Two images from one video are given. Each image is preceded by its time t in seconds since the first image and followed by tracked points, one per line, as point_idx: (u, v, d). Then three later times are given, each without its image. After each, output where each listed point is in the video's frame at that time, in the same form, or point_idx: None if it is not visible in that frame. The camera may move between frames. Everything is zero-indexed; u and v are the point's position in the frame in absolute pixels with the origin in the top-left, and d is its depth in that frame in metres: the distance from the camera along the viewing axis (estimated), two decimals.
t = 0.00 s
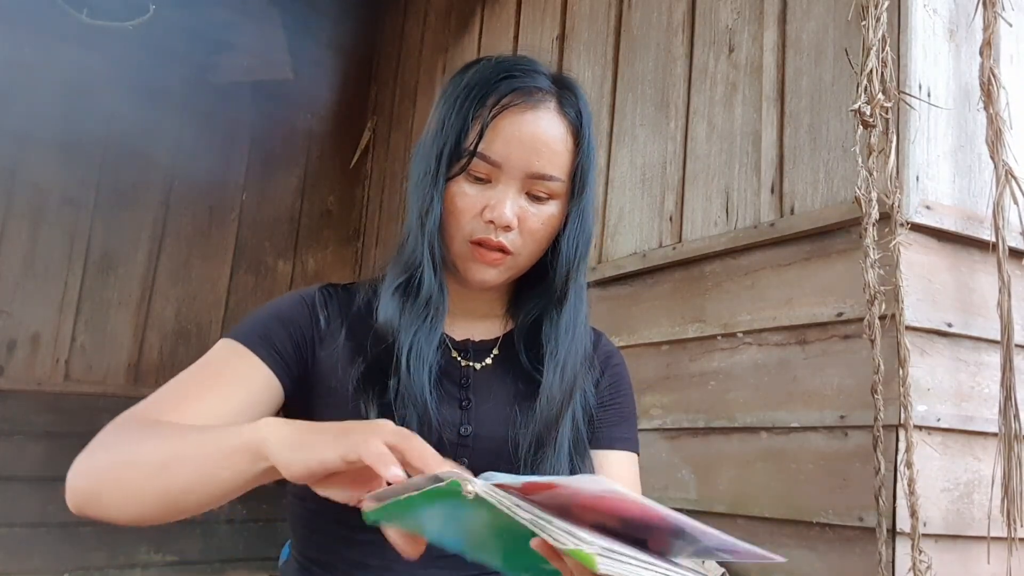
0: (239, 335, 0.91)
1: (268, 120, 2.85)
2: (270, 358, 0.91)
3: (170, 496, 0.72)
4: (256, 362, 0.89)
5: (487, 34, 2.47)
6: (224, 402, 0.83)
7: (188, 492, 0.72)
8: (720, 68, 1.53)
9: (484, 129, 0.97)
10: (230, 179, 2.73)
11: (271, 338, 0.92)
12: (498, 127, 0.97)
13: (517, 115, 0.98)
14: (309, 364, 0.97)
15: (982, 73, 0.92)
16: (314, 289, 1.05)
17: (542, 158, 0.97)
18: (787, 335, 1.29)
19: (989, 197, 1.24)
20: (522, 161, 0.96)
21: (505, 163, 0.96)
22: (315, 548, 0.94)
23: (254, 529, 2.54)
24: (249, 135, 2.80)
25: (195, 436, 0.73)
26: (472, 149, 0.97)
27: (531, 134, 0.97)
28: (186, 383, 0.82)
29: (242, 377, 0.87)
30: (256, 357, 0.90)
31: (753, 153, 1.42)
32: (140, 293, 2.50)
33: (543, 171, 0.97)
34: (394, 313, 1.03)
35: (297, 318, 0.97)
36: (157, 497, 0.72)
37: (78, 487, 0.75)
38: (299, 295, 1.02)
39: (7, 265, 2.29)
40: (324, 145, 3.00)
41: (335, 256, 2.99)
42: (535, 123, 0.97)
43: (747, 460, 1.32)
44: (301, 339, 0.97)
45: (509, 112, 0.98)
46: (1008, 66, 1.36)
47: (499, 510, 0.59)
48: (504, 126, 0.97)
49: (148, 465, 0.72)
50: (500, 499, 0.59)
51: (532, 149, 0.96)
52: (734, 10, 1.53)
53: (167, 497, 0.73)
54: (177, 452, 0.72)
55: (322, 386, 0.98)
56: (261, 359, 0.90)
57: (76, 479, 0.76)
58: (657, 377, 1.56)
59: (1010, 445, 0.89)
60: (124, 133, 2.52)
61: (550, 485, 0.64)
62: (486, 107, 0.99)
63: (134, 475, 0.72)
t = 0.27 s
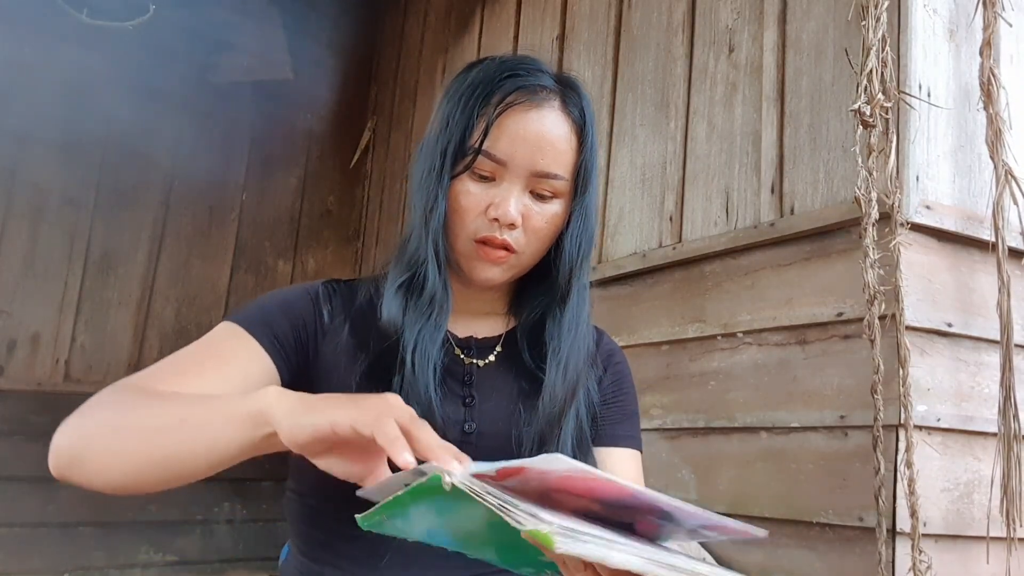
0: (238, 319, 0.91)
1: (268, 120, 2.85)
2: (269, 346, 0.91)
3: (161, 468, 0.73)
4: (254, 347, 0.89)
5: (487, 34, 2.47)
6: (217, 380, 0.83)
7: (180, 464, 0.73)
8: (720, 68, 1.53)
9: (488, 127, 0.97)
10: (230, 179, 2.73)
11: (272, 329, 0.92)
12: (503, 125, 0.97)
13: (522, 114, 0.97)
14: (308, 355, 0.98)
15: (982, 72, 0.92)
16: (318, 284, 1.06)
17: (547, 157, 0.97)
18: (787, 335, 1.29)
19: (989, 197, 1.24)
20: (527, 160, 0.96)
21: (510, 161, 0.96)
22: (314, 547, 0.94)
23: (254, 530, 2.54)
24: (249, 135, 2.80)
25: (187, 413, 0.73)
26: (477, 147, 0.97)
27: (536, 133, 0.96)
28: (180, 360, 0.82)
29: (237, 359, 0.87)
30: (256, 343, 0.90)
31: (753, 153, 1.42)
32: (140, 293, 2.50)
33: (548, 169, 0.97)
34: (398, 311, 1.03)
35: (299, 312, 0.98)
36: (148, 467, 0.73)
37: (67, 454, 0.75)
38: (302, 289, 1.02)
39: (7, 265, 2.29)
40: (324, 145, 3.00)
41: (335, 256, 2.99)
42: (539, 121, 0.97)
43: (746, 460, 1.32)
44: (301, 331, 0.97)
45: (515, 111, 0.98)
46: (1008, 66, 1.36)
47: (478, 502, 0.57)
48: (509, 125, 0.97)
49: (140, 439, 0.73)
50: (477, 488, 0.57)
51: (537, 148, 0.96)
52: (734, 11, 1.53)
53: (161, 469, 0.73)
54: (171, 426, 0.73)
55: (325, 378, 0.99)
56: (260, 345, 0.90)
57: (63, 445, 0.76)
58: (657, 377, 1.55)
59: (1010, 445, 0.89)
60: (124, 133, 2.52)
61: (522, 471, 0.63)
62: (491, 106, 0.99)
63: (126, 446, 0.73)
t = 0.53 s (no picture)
0: (240, 305, 0.91)
1: (268, 120, 2.85)
2: (268, 333, 0.91)
3: (145, 446, 0.71)
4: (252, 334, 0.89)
5: (487, 34, 2.47)
6: (212, 363, 0.82)
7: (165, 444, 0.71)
8: (720, 68, 1.53)
9: (490, 126, 0.97)
10: (230, 179, 2.73)
11: (274, 319, 0.93)
12: (505, 124, 0.97)
13: (524, 112, 0.98)
14: (309, 348, 0.98)
15: (982, 73, 0.92)
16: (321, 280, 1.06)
17: (549, 155, 0.97)
18: (787, 335, 1.29)
19: (989, 197, 1.24)
20: (529, 158, 0.96)
21: (512, 160, 0.95)
22: (315, 547, 0.94)
23: (254, 530, 2.54)
24: (249, 136, 2.80)
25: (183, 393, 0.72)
26: (479, 146, 0.97)
27: (539, 132, 0.96)
28: (179, 338, 0.82)
29: (231, 343, 0.86)
30: (254, 331, 0.90)
31: (753, 153, 1.42)
32: (140, 293, 2.50)
33: (550, 168, 0.97)
34: (399, 308, 1.03)
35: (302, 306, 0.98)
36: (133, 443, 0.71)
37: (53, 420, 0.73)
38: (305, 284, 1.02)
39: (6, 265, 2.29)
40: (324, 145, 3.00)
41: (335, 256, 2.99)
42: (541, 120, 0.97)
43: (747, 460, 1.32)
44: (302, 323, 0.97)
45: (517, 110, 0.98)
46: (1008, 65, 1.36)
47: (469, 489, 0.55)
48: (511, 123, 0.97)
49: (131, 410, 0.71)
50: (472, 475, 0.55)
51: (539, 146, 0.96)
52: (734, 11, 1.53)
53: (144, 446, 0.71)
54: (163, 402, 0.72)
55: (325, 372, 1.00)
56: (258, 333, 0.90)
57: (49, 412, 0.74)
58: (657, 377, 1.56)
59: (1010, 445, 0.89)
60: (124, 133, 2.52)
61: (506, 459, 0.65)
62: (493, 105, 0.99)
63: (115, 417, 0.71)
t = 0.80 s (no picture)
0: (240, 299, 0.92)
1: (268, 120, 2.85)
2: (267, 329, 0.91)
3: (139, 426, 0.71)
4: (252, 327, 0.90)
5: (487, 33, 2.47)
6: (210, 352, 0.82)
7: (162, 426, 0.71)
8: (720, 68, 1.53)
9: (489, 125, 0.97)
10: (230, 179, 2.73)
11: (273, 315, 0.93)
12: (504, 124, 0.97)
13: (523, 112, 0.97)
14: (308, 345, 0.98)
15: (982, 72, 0.92)
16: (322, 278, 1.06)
17: (548, 155, 0.96)
18: (787, 335, 1.29)
19: (989, 197, 1.24)
20: (528, 158, 0.96)
21: (511, 159, 0.95)
22: (314, 547, 0.94)
23: (254, 530, 2.54)
24: (250, 136, 2.80)
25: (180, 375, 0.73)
26: (478, 146, 0.97)
27: (538, 131, 0.96)
28: (180, 326, 0.82)
29: (233, 335, 0.86)
30: (254, 327, 0.90)
31: (753, 153, 1.42)
32: (140, 293, 2.50)
33: (549, 168, 0.97)
34: (399, 308, 1.03)
35: (302, 304, 0.98)
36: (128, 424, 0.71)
37: (46, 400, 0.73)
38: (306, 282, 1.02)
39: (6, 265, 2.29)
40: (324, 145, 3.00)
41: (335, 256, 2.99)
42: (541, 120, 0.97)
43: (747, 460, 1.32)
44: (302, 321, 0.97)
45: (516, 110, 0.98)
46: (1008, 65, 1.36)
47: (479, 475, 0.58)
48: (510, 123, 0.96)
49: (126, 390, 0.71)
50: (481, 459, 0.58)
51: (538, 146, 0.96)
52: (734, 11, 1.53)
53: (141, 426, 0.71)
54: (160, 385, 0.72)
55: (325, 370, 1.00)
56: (257, 328, 0.90)
57: (44, 391, 0.74)
58: (657, 377, 1.56)
59: (1010, 445, 0.89)
60: (124, 133, 2.52)
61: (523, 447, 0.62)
62: (492, 105, 0.99)
63: (110, 398, 0.71)
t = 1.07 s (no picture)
0: (241, 299, 0.92)
1: (269, 119, 2.85)
2: (268, 328, 0.91)
3: (148, 413, 0.71)
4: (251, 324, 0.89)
5: (487, 34, 2.47)
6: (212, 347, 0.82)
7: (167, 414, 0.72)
8: (720, 68, 1.53)
9: (485, 121, 0.97)
10: (230, 179, 2.73)
11: (273, 314, 0.93)
12: (500, 119, 0.96)
13: (519, 108, 0.97)
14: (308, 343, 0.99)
15: (982, 73, 0.92)
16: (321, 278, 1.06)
17: (545, 150, 0.96)
18: (787, 335, 1.29)
19: (989, 196, 1.24)
20: (525, 154, 0.95)
21: (508, 155, 0.95)
22: (314, 548, 0.93)
23: (254, 530, 2.54)
24: (250, 136, 2.80)
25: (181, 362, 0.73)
26: (475, 142, 0.96)
27: (534, 126, 0.96)
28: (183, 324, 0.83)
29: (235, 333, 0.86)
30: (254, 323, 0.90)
31: (753, 153, 1.42)
32: (140, 293, 2.50)
33: (546, 163, 0.96)
34: (397, 307, 1.03)
35: (301, 303, 0.98)
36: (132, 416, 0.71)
37: (45, 401, 0.73)
38: (305, 282, 1.02)
39: (7, 265, 2.29)
40: (324, 145, 3.00)
41: (335, 256, 2.99)
42: (537, 115, 0.97)
43: (746, 460, 1.32)
44: (301, 319, 0.98)
45: (512, 105, 0.97)
46: (1008, 65, 1.36)
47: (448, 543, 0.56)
48: (506, 119, 0.96)
49: (127, 382, 0.71)
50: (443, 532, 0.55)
51: (535, 141, 0.95)
52: (734, 11, 1.53)
53: (145, 417, 0.72)
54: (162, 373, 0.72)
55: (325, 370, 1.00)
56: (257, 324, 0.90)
57: (43, 391, 0.74)
58: (657, 377, 1.56)
59: (1010, 445, 0.89)
60: (124, 133, 2.52)
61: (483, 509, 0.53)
62: (488, 101, 0.99)
63: (110, 392, 0.71)
